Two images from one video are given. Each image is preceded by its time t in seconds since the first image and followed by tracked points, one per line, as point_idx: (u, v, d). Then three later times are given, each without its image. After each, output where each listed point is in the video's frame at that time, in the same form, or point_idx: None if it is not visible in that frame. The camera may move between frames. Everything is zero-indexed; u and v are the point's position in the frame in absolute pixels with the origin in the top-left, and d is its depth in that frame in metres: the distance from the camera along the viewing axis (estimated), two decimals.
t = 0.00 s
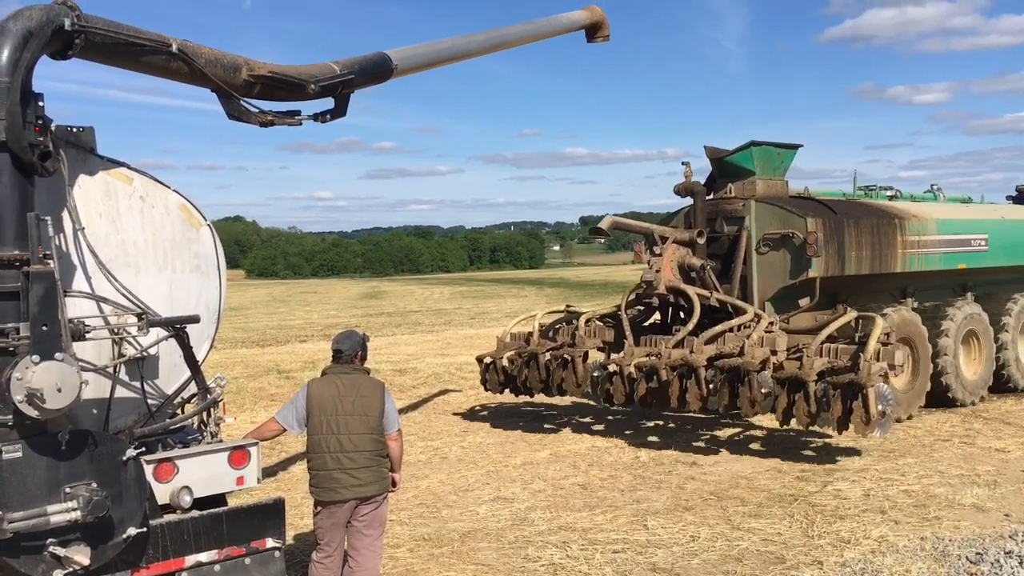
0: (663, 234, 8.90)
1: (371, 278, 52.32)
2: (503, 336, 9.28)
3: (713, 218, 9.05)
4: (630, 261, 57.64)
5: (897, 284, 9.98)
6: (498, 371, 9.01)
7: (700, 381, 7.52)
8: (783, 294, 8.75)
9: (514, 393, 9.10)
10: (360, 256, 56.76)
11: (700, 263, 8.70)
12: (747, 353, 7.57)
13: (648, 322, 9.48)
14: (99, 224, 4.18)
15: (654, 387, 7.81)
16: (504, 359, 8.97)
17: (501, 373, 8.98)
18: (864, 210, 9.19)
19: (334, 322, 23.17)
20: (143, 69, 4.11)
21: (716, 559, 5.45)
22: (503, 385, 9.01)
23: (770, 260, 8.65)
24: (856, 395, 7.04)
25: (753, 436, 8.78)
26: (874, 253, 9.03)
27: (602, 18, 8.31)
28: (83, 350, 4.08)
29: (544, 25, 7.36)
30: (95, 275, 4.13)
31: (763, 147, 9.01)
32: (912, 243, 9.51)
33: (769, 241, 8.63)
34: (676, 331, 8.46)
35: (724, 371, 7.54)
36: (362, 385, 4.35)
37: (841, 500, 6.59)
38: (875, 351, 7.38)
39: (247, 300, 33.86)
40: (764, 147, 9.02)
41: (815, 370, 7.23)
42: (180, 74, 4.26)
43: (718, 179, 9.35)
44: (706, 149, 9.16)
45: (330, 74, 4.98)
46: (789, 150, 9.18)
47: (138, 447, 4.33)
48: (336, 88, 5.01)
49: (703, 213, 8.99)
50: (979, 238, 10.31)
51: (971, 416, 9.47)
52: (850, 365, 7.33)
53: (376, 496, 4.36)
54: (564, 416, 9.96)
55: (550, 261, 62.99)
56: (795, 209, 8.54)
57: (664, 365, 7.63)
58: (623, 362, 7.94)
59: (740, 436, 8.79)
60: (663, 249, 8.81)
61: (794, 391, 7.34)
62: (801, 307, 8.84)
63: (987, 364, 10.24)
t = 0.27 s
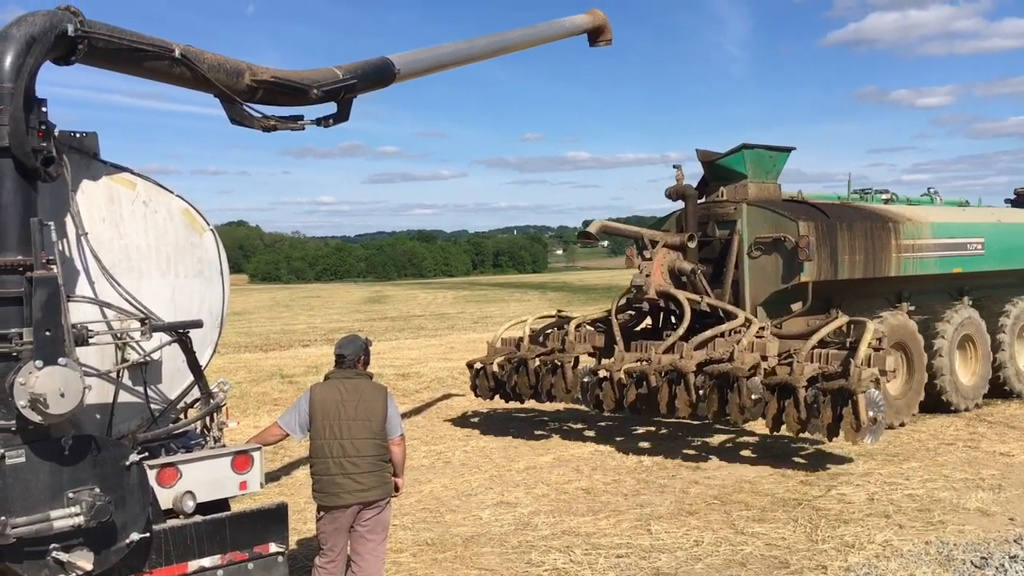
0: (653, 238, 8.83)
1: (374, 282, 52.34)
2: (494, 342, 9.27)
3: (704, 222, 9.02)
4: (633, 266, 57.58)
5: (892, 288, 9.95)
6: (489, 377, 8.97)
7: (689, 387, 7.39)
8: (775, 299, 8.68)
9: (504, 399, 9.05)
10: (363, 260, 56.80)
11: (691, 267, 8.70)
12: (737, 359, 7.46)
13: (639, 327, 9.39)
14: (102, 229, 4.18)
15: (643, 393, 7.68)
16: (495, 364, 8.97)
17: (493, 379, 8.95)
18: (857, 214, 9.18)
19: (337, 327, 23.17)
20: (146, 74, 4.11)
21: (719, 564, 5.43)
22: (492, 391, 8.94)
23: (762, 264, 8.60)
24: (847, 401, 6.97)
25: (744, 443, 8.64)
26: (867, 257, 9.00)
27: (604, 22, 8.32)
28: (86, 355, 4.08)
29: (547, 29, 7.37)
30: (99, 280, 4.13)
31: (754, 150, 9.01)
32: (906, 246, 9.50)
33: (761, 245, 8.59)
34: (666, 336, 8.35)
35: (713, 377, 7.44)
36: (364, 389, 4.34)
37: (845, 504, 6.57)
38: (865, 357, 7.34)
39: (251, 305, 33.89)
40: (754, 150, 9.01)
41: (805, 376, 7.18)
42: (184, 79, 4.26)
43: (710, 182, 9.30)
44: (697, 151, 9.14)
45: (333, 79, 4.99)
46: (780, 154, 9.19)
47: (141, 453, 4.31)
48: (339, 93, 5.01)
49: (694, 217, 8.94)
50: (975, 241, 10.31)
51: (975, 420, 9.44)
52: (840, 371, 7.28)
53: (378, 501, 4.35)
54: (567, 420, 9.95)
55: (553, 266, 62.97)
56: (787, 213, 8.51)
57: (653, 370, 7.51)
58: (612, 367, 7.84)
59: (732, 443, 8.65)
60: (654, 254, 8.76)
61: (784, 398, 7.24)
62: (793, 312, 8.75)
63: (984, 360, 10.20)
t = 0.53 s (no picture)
0: (644, 240, 8.86)
1: (378, 285, 52.41)
2: (486, 345, 9.17)
3: (696, 223, 9.07)
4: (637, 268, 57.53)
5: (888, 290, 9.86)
6: (480, 380, 8.91)
7: (679, 390, 7.36)
8: (768, 301, 8.60)
9: (495, 403, 8.98)
10: (367, 263, 56.84)
11: (682, 269, 8.70)
12: (726, 362, 7.39)
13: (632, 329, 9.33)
14: (106, 232, 4.19)
15: (633, 396, 7.65)
16: (485, 367, 8.89)
17: (483, 382, 8.88)
18: (852, 215, 9.08)
19: (341, 329, 23.19)
20: (150, 77, 4.12)
21: (724, 566, 5.42)
22: (483, 394, 8.87)
23: (754, 266, 8.53)
24: (837, 405, 6.87)
25: (734, 448, 8.53)
26: (862, 259, 8.87)
27: (608, 24, 8.31)
28: (90, 358, 4.08)
29: (550, 31, 7.37)
30: (102, 283, 4.14)
31: (747, 151, 8.94)
32: (902, 249, 9.36)
33: (753, 246, 8.52)
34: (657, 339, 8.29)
35: (702, 380, 7.36)
36: (368, 392, 4.34)
37: (850, 507, 6.55)
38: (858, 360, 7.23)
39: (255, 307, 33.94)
40: (747, 150, 8.95)
41: (796, 379, 7.06)
42: (187, 82, 4.27)
43: (702, 183, 9.30)
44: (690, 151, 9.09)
45: (337, 81, 4.99)
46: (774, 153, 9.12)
47: (145, 456, 4.33)
48: (342, 95, 5.01)
49: (685, 218, 9.01)
50: (973, 243, 10.24)
51: (980, 422, 9.42)
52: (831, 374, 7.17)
53: (382, 504, 4.35)
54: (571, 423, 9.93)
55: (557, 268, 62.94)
56: (780, 214, 8.42)
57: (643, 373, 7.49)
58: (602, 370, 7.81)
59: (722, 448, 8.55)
60: (645, 254, 8.76)
61: (774, 402, 7.16)
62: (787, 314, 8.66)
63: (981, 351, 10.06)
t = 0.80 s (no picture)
0: (634, 240, 8.82)
1: (382, 284, 52.41)
2: (477, 346, 9.08)
3: (688, 222, 8.96)
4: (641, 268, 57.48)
5: (884, 290, 9.84)
6: (470, 381, 8.85)
7: (667, 392, 7.32)
8: (760, 301, 8.54)
9: (484, 404, 8.92)
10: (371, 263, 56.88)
11: (673, 269, 8.63)
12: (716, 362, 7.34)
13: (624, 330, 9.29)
14: (110, 232, 4.20)
15: (623, 398, 7.60)
16: (476, 369, 8.80)
17: (473, 383, 8.82)
18: (846, 214, 9.05)
19: (345, 329, 23.20)
20: (154, 77, 4.12)
21: (728, 566, 5.41)
22: (473, 395, 8.81)
23: (747, 266, 8.48)
24: (826, 406, 6.81)
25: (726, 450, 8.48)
26: (856, 259, 8.84)
27: (612, 24, 8.31)
28: (94, 358, 4.09)
29: (554, 31, 7.37)
30: (107, 283, 4.15)
31: (739, 150, 8.88)
32: (897, 248, 9.32)
33: (745, 246, 8.47)
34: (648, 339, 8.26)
35: (692, 382, 7.32)
36: (372, 392, 4.35)
37: (854, 506, 6.54)
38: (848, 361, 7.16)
39: (260, 307, 33.99)
40: (740, 149, 8.89)
41: (785, 381, 7.00)
42: (191, 83, 4.27)
43: (695, 183, 9.17)
44: (682, 151, 9.03)
45: (340, 81, 4.99)
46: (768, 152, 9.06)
47: (150, 456, 4.35)
48: (346, 95, 5.01)
49: (677, 218, 8.90)
50: (969, 242, 10.21)
51: (985, 422, 9.41)
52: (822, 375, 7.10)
53: (386, 504, 4.35)
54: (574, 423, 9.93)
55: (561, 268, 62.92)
56: (772, 213, 8.40)
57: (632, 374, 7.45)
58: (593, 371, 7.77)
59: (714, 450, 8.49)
60: (634, 254, 8.69)
61: (764, 403, 7.12)
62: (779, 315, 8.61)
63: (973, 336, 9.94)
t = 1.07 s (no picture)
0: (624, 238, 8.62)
1: (385, 283, 52.43)
2: (468, 346, 9.02)
3: (680, 222, 8.86)
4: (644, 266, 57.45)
5: (880, 290, 9.78)
6: (460, 382, 8.79)
7: (656, 394, 7.26)
8: (753, 301, 8.47)
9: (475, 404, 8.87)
10: (375, 261, 56.90)
11: (663, 269, 8.52)
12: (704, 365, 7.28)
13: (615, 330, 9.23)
14: (114, 230, 4.20)
15: (612, 399, 7.53)
16: (466, 369, 8.78)
17: (464, 384, 8.77)
18: (840, 213, 8.99)
19: (348, 328, 23.21)
20: (157, 76, 4.12)
21: (731, 566, 5.40)
22: (464, 396, 8.76)
23: (738, 266, 8.38)
24: (816, 409, 6.74)
25: (717, 452, 8.36)
26: (849, 259, 8.79)
27: (615, 23, 8.29)
28: (97, 357, 4.09)
29: (557, 30, 7.35)
30: (110, 282, 4.15)
31: (732, 149, 8.86)
32: (891, 248, 9.25)
33: (737, 246, 8.35)
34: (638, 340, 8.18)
35: (680, 384, 7.24)
36: (375, 390, 4.34)
37: (858, 506, 6.53)
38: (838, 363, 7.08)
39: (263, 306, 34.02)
40: (732, 148, 8.87)
41: (774, 383, 6.95)
42: (195, 81, 4.27)
43: (687, 181, 9.17)
44: (675, 150, 9.02)
45: (343, 80, 4.99)
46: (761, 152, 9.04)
47: (153, 454, 4.34)
48: (349, 94, 5.01)
49: (669, 218, 8.82)
50: (966, 242, 10.16)
51: (990, 422, 9.39)
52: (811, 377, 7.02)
53: (389, 503, 4.35)
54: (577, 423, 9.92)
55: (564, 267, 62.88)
56: (764, 212, 8.30)
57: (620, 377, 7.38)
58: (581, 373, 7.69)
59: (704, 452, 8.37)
60: (623, 254, 8.54)
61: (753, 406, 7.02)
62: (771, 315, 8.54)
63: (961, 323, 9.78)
